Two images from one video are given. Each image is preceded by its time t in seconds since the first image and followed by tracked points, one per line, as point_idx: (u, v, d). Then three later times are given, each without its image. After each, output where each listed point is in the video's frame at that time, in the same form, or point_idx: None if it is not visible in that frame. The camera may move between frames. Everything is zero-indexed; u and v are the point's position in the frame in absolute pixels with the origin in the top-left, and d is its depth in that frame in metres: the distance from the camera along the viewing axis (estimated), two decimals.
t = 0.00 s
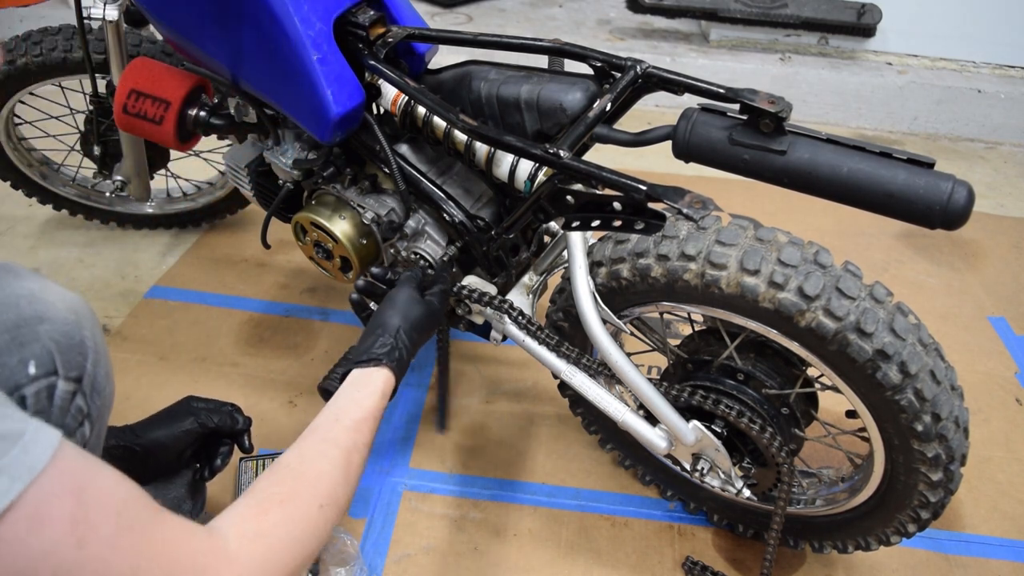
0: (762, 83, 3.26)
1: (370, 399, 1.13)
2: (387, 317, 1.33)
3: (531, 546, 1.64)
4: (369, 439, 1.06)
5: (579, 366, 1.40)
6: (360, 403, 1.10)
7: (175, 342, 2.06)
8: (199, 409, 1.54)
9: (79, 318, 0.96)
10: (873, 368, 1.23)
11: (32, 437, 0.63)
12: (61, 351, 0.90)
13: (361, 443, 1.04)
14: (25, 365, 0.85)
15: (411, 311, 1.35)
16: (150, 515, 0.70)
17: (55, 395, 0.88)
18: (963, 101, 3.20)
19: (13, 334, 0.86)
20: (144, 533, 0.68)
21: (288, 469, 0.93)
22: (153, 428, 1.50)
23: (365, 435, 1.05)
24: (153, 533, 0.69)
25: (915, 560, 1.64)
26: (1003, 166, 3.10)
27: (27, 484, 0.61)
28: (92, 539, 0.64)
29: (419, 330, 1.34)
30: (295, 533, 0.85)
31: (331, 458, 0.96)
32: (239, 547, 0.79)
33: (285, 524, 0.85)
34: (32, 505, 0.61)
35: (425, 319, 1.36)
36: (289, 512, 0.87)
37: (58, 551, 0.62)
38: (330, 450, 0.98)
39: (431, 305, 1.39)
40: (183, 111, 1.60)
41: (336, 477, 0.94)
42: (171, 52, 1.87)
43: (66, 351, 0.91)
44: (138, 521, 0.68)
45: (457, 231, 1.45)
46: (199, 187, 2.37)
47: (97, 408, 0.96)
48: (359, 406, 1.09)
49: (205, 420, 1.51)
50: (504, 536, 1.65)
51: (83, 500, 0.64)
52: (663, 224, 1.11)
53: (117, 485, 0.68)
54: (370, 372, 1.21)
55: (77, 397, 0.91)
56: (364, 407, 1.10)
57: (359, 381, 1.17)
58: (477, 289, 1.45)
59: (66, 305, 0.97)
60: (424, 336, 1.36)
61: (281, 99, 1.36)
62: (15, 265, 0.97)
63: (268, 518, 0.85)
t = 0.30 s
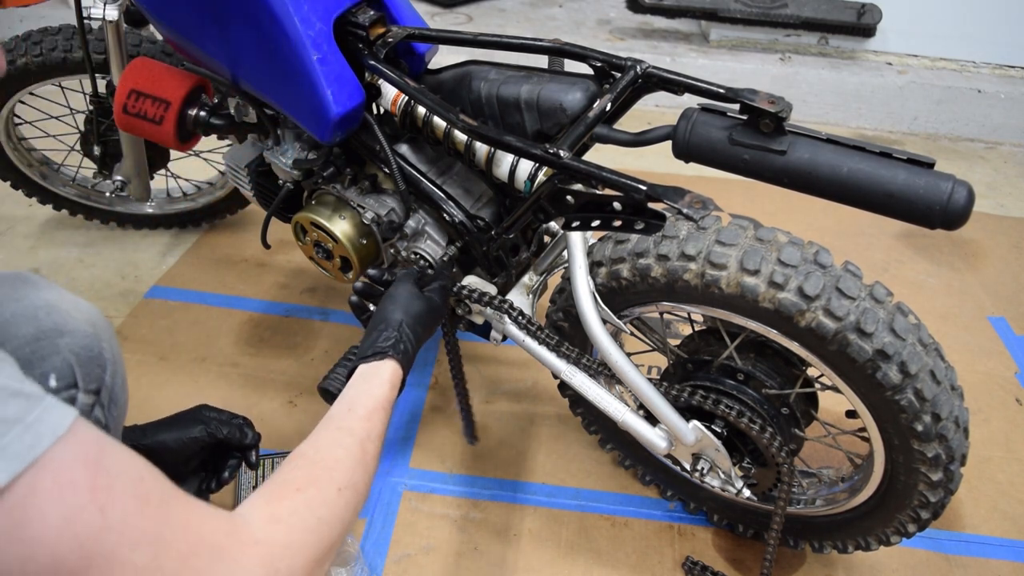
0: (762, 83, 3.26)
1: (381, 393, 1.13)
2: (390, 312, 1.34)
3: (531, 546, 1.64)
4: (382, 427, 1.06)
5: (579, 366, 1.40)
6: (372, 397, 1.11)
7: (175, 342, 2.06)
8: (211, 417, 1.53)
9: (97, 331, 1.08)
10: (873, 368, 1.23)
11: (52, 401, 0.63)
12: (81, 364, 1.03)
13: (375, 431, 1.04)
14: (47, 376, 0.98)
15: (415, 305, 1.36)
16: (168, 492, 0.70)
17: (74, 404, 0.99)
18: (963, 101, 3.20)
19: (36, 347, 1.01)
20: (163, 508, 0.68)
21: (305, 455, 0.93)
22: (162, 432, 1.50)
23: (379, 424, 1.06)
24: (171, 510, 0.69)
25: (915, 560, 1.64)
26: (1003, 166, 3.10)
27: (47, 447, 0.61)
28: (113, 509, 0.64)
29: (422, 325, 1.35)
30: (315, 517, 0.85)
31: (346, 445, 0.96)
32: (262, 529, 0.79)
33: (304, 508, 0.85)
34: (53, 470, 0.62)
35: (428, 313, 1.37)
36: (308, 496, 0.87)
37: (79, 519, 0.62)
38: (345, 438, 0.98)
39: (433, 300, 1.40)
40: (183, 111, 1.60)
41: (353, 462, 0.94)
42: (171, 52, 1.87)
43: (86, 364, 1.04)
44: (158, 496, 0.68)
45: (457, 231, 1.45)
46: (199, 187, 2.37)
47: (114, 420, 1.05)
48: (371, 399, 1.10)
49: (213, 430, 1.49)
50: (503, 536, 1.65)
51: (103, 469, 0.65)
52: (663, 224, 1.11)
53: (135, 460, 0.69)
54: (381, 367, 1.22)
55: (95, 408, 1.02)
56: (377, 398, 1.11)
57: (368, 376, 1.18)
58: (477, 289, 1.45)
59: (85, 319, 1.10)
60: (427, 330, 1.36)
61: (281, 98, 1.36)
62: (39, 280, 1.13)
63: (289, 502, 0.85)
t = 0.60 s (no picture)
0: (762, 83, 3.26)
1: (403, 370, 1.13)
2: (401, 297, 1.34)
3: (531, 545, 1.64)
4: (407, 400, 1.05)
5: (579, 366, 1.40)
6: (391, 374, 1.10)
7: (175, 342, 2.06)
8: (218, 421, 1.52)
9: (161, 354, 1.11)
10: (873, 368, 1.23)
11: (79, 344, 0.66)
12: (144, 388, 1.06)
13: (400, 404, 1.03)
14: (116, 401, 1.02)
15: (427, 292, 1.36)
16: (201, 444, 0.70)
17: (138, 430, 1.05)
18: (963, 101, 3.20)
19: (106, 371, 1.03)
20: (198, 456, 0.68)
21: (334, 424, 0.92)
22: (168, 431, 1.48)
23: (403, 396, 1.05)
24: (206, 459, 0.69)
25: (915, 560, 1.64)
26: (1003, 166, 3.10)
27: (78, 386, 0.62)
28: (146, 450, 0.64)
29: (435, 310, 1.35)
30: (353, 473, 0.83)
31: (374, 414, 0.96)
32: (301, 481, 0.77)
33: (342, 463, 0.83)
34: (85, 410, 0.62)
35: (437, 300, 1.37)
36: (345, 453, 0.85)
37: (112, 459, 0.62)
38: (373, 409, 0.97)
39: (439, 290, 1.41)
40: (183, 111, 1.60)
41: (383, 429, 0.93)
42: (171, 52, 1.88)
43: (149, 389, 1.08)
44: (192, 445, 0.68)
45: (458, 231, 1.45)
46: (199, 187, 2.37)
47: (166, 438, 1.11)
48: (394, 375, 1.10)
49: (221, 432, 1.48)
50: (504, 536, 1.65)
51: (135, 414, 0.65)
52: (663, 224, 1.11)
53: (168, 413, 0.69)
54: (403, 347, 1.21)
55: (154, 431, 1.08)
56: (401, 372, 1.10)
57: (387, 356, 1.18)
58: (477, 289, 1.46)
59: (147, 341, 1.11)
60: (439, 315, 1.36)
61: (281, 98, 1.36)
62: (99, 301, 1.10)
63: (325, 458, 0.83)
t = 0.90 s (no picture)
0: (762, 83, 3.26)
1: (388, 389, 1.14)
2: (395, 309, 1.34)
3: (530, 545, 1.64)
4: (390, 423, 1.06)
5: (579, 366, 1.40)
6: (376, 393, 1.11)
7: (175, 342, 2.06)
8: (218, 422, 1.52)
9: (138, 343, 1.05)
10: (873, 368, 1.23)
11: (63, 379, 0.63)
12: (123, 377, 1.00)
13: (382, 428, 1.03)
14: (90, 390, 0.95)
15: (421, 303, 1.36)
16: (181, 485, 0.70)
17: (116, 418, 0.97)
18: (963, 101, 3.20)
19: (79, 361, 0.98)
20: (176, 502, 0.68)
21: (313, 455, 0.93)
22: (169, 431, 1.49)
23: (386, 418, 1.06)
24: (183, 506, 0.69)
25: (914, 560, 1.64)
26: (1003, 166, 3.10)
27: (56, 434, 0.61)
28: (124, 500, 0.64)
29: (427, 323, 1.35)
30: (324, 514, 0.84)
31: (354, 444, 0.96)
32: (274, 525, 0.79)
33: (314, 503, 0.85)
34: (61, 460, 0.61)
35: (433, 311, 1.37)
36: (319, 491, 0.86)
37: (89, 512, 0.61)
38: (352, 436, 0.98)
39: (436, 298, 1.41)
40: (183, 111, 1.60)
41: (362, 461, 0.94)
42: (171, 52, 1.88)
43: (127, 376, 1.01)
44: (172, 491, 0.68)
45: (457, 231, 1.45)
46: (199, 187, 2.37)
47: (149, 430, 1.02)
48: (378, 396, 1.11)
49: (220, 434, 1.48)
50: (503, 536, 1.65)
51: (115, 460, 0.65)
52: (663, 224, 1.11)
53: (150, 454, 0.68)
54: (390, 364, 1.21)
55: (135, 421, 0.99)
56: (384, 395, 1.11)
57: (374, 373, 1.18)
58: (477, 289, 1.45)
59: (125, 331, 1.06)
60: (432, 327, 1.36)
61: (282, 98, 1.36)
62: (76, 292, 1.09)
63: (299, 499, 0.84)
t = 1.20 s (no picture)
0: (762, 83, 3.26)
1: (374, 396, 1.12)
2: (389, 315, 1.34)
3: (530, 545, 1.64)
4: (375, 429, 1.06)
5: (580, 366, 1.40)
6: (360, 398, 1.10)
7: (176, 342, 2.06)
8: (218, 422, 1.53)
9: (133, 342, 1.03)
10: (873, 369, 1.23)
11: (50, 395, 0.65)
12: (117, 377, 0.98)
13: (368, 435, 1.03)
14: (83, 390, 0.94)
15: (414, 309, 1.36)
16: (166, 499, 0.71)
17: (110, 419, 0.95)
18: (963, 101, 3.20)
19: (72, 361, 0.96)
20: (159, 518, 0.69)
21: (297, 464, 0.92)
22: (170, 430, 1.51)
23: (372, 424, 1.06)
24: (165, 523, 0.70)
25: (914, 560, 1.64)
26: (1003, 166, 3.10)
27: (40, 450, 0.63)
28: (106, 517, 0.65)
29: (420, 331, 1.35)
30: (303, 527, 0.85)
31: (338, 454, 0.96)
32: (255, 540, 0.80)
33: (297, 519, 0.85)
34: (46, 477, 0.63)
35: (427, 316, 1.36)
36: (301, 507, 0.87)
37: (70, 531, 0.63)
38: (336, 445, 0.97)
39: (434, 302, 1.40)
40: (183, 111, 1.60)
41: (344, 473, 0.94)
42: (171, 52, 1.88)
43: (121, 376, 0.99)
44: (155, 507, 0.70)
45: (457, 231, 1.45)
46: (199, 187, 2.37)
47: (143, 428, 1.02)
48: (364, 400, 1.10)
49: (220, 433, 1.49)
50: (503, 536, 1.65)
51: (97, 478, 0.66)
52: (663, 224, 1.11)
53: (135, 467, 0.69)
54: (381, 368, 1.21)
55: (130, 420, 0.98)
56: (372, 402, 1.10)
57: (361, 377, 1.17)
58: (477, 288, 1.45)
59: (119, 330, 1.05)
60: (425, 334, 1.36)
61: (282, 99, 1.36)
62: (69, 291, 1.09)
63: (280, 514, 0.85)
